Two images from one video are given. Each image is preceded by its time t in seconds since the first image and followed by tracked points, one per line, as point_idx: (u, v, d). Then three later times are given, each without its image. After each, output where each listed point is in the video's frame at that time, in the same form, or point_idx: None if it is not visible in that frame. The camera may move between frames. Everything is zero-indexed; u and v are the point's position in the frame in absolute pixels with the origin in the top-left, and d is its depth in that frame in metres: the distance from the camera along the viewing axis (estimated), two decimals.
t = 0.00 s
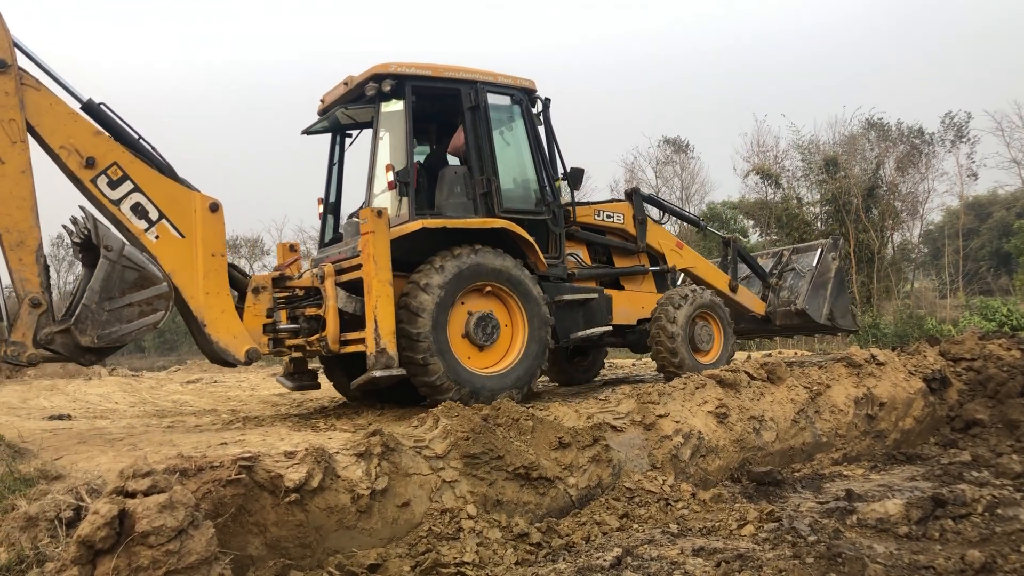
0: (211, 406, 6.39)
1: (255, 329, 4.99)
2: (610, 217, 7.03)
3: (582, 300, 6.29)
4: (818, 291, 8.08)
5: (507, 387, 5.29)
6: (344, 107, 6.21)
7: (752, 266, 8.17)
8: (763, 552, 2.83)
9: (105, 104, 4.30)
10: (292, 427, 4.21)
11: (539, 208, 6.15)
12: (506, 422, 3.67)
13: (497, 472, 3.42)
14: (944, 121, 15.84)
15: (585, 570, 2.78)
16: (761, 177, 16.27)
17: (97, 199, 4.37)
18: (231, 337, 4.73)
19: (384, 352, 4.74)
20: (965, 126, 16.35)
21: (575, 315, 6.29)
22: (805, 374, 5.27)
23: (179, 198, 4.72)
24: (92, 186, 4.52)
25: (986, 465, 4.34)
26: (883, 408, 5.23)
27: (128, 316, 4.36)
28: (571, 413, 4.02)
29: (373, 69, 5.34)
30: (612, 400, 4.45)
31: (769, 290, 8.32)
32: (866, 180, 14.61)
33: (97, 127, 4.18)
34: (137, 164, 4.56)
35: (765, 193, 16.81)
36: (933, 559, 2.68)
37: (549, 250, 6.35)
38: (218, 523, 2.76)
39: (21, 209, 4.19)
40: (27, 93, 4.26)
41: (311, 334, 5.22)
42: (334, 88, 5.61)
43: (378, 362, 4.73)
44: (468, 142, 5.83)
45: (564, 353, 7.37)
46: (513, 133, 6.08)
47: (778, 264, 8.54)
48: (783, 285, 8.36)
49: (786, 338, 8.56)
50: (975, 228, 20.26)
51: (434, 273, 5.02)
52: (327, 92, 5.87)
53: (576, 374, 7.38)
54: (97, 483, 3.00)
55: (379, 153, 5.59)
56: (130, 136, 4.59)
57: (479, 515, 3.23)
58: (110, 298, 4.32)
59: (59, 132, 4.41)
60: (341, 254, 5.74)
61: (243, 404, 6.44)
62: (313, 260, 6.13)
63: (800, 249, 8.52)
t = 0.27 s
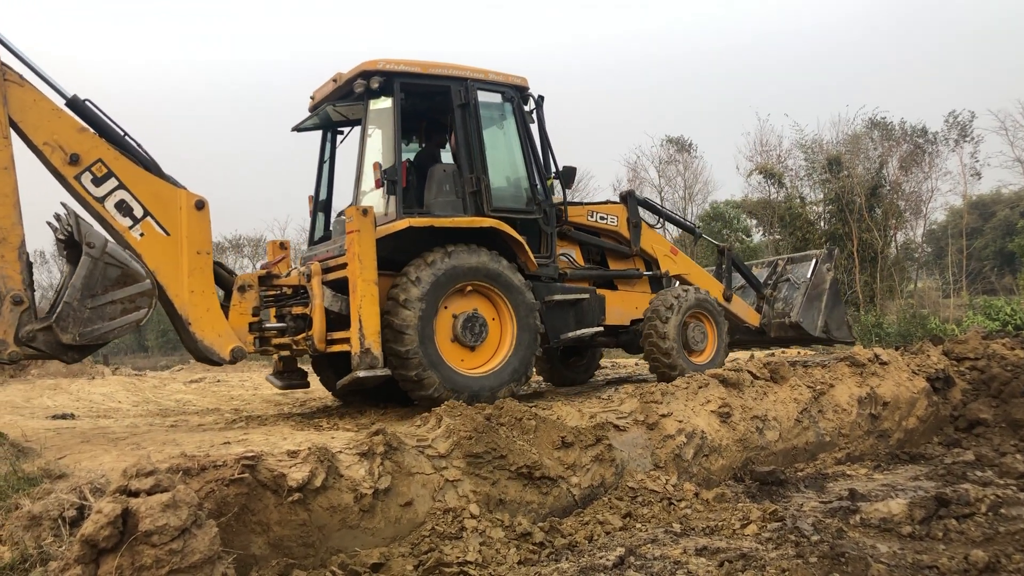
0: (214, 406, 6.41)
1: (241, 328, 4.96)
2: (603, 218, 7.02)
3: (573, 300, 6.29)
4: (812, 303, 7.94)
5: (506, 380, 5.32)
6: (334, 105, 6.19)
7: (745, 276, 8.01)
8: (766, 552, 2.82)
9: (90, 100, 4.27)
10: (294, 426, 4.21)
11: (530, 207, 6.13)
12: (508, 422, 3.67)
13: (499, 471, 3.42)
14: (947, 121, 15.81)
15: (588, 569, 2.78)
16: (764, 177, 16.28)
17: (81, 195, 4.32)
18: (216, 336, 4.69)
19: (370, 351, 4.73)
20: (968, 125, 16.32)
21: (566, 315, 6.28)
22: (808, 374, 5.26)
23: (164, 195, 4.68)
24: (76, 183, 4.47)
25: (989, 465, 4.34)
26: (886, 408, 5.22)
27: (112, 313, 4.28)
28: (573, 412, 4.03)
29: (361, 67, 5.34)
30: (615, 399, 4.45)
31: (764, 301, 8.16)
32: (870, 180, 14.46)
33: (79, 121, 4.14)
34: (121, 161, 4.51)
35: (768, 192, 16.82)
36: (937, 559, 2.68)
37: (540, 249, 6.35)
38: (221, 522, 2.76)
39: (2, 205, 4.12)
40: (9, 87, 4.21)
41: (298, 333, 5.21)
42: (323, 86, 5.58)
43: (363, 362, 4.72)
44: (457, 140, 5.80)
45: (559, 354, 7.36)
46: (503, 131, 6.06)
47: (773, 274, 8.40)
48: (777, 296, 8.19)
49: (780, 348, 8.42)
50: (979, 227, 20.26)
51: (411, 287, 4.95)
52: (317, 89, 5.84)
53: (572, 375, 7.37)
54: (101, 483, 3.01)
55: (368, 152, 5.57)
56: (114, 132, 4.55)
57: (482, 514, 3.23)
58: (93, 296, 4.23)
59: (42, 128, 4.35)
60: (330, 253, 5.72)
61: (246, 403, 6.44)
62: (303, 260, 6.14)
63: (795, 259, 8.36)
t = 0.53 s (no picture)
0: (215, 405, 6.42)
1: (231, 328, 4.97)
2: (598, 221, 7.04)
3: (567, 301, 6.28)
4: (806, 318, 7.57)
5: (503, 377, 5.36)
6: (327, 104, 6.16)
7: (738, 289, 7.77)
8: (768, 552, 2.82)
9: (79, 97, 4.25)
10: (295, 426, 4.21)
11: (523, 207, 6.12)
12: (509, 422, 3.67)
13: (501, 471, 3.42)
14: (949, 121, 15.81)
15: (589, 569, 2.78)
16: (766, 177, 16.29)
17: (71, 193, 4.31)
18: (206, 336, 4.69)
19: (360, 352, 4.71)
20: (970, 125, 16.32)
21: (560, 315, 6.27)
22: (810, 374, 5.26)
23: (155, 194, 4.67)
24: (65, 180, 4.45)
25: (991, 465, 4.34)
26: (888, 408, 5.22)
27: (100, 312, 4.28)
28: (574, 413, 4.02)
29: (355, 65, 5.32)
30: (616, 399, 4.46)
31: (757, 315, 7.89)
32: (871, 180, 14.47)
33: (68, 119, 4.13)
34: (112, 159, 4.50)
35: (769, 192, 16.81)
36: (939, 559, 2.68)
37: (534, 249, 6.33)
38: (222, 521, 2.76)
39: None
40: None
41: (288, 333, 5.21)
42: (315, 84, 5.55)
43: (354, 363, 4.71)
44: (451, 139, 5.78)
45: (554, 354, 7.36)
46: (497, 130, 6.04)
47: (767, 287, 8.11)
48: (770, 310, 7.94)
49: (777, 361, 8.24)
50: (980, 227, 20.30)
51: (399, 296, 4.91)
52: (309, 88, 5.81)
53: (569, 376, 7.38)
54: (102, 482, 3.01)
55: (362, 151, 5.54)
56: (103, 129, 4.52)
57: (484, 514, 3.22)
58: (82, 294, 4.23)
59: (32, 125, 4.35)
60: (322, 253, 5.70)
61: (247, 403, 6.44)
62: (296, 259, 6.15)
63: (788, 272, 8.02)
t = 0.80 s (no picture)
0: (215, 405, 6.41)
1: (240, 333, 5.01)
2: (603, 223, 7.02)
3: (573, 301, 6.29)
4: (807, 325, 7.59)
5: (507, 385, 5.33)
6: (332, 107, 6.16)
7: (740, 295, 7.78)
8: (768, 552, 2.83)
9: (87, 106, 4.27)
10: (295, 426, 4.20)
11: (529, 209, 6.13)
12: (510, 422, 3.67)
13: (501, 471, 3.42)
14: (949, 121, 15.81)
15: (590, 569, 2.78)
16: (766, 177, 16.29)
17: (78, 201, 4.33)
18: (216, 343, 4.70)
19: (369, 357, 4.72)
20: (971, 126, 16.32)
21: (566, 316, 6.28)
22: (810, 375, 5.26)
23: (161, 201, 4.69)
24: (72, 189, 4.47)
25: (991, 466, 4.34)
26: (888, 409, 5.22)
27: (111, 323, 4.30)
28: (575, 413, 4.02)
29: (360, 68, 5.33)
30: (616, 400, 4.45)
31: (757, 321, 7.91)
32: (871, 181, 14.50)
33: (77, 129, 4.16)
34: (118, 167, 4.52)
35: (770, 193, 16.81)
36: (939, 560, 2.68)
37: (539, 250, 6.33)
38: (222, 521, 2.76)
39: None
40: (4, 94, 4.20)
41: (297, 337, 5.23)
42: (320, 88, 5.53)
43: (364, 367, 4.70)
44: (456, 141, 5.78)
45: (559, 354, 7.37)
46: (502, 132, 6.04)
47: (768, 294, 8.09)
48: (771, 317, 7.88)
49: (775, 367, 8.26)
50: (981, 228, 20.31)
51: (411, 291, 4.95)
52: (314, 91, 5.81)
53: (572, 375, 7.40)
54: (102, 482, 3.01)
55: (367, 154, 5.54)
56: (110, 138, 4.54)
57: (484, 514, 3.22)
58: (93, 305, 4.26)
59: (39, 135, 4.37)
60: (329, 256, 5.70)
61: (247, 403, 6.44)
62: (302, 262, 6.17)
63: (790, 280, 8.03)
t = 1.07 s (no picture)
0: (215, 406, 6.41)
1: (259, 332, 5.04)
2: (613, 225, 7.03)
3: (586, 300, 6.32)
4: (814, 329, 7.59)
5: (508, 390, 5.29)
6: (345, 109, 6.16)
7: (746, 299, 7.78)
8: (767, 553, 2.83)
9: (109, 109, 4.34)
10: (294, 427, 4.19)
11: (542, 209, 6.14)
12: (509, 423, 3.67)
13: (500, 472, 3.42)
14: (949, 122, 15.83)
15: (589, 570, 2.78)
16: (765, 178, 16.29)
17: (100, 202, 4.41)
18: (235, 340, 4.78)
19: (387, 355, 4.73)
20: (970, 127, 16.34)
21: (579, 314, 6.31)
22: (809, 376, 5.26)
23: (181, 201, 4.77)
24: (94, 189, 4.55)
25: (990, 467, 4.34)
26: (887, 410, 5.22)
27: (133, 320, 4.39)
28: (574, 414, 4.02)
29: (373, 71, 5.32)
30: (615, 400, 4.46)
31: (765, 326, 7.91)
32: (870, 181, 14.52)
33: (99, 132, 4.23)
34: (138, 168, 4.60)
35: (769, 194, 16.81)
36: (938, 561, 2.68)
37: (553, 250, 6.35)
38: (221, 522, 2.76)
39: (23, 214, 4.22)
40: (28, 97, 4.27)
41: (314, 336, 5.27)
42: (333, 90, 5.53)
43: (382, 365, 4.73)
44: (469, 142, 5.78)
45: (570, 354, 7.41)
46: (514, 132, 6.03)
47: (774, 297, 8.08)
48: (779, 320, 7.86)
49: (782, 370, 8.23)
50: (980, 229, 20.35)
51: (437, 275, 5.04)
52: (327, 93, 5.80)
53: (583, 374, 7.43)
54: (101, 483, 3.01)
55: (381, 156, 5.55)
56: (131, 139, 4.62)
57: (483, 515, 3.22)
58: (116, 302, 4.35)
59: (62, 136, 4.45)
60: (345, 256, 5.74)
61: (246, 404, 6.44)
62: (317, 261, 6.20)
63: (796, 282, 8.03)
